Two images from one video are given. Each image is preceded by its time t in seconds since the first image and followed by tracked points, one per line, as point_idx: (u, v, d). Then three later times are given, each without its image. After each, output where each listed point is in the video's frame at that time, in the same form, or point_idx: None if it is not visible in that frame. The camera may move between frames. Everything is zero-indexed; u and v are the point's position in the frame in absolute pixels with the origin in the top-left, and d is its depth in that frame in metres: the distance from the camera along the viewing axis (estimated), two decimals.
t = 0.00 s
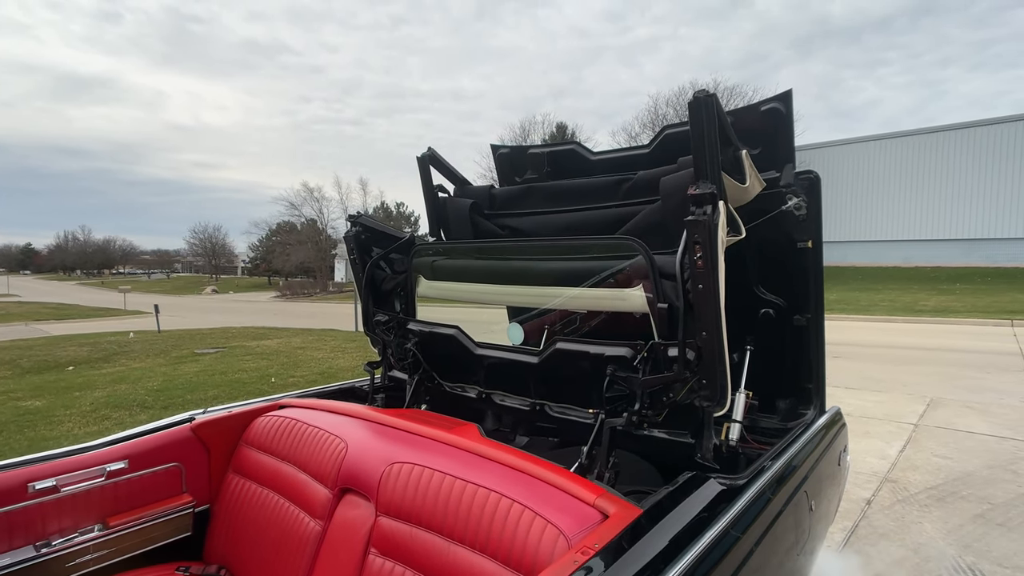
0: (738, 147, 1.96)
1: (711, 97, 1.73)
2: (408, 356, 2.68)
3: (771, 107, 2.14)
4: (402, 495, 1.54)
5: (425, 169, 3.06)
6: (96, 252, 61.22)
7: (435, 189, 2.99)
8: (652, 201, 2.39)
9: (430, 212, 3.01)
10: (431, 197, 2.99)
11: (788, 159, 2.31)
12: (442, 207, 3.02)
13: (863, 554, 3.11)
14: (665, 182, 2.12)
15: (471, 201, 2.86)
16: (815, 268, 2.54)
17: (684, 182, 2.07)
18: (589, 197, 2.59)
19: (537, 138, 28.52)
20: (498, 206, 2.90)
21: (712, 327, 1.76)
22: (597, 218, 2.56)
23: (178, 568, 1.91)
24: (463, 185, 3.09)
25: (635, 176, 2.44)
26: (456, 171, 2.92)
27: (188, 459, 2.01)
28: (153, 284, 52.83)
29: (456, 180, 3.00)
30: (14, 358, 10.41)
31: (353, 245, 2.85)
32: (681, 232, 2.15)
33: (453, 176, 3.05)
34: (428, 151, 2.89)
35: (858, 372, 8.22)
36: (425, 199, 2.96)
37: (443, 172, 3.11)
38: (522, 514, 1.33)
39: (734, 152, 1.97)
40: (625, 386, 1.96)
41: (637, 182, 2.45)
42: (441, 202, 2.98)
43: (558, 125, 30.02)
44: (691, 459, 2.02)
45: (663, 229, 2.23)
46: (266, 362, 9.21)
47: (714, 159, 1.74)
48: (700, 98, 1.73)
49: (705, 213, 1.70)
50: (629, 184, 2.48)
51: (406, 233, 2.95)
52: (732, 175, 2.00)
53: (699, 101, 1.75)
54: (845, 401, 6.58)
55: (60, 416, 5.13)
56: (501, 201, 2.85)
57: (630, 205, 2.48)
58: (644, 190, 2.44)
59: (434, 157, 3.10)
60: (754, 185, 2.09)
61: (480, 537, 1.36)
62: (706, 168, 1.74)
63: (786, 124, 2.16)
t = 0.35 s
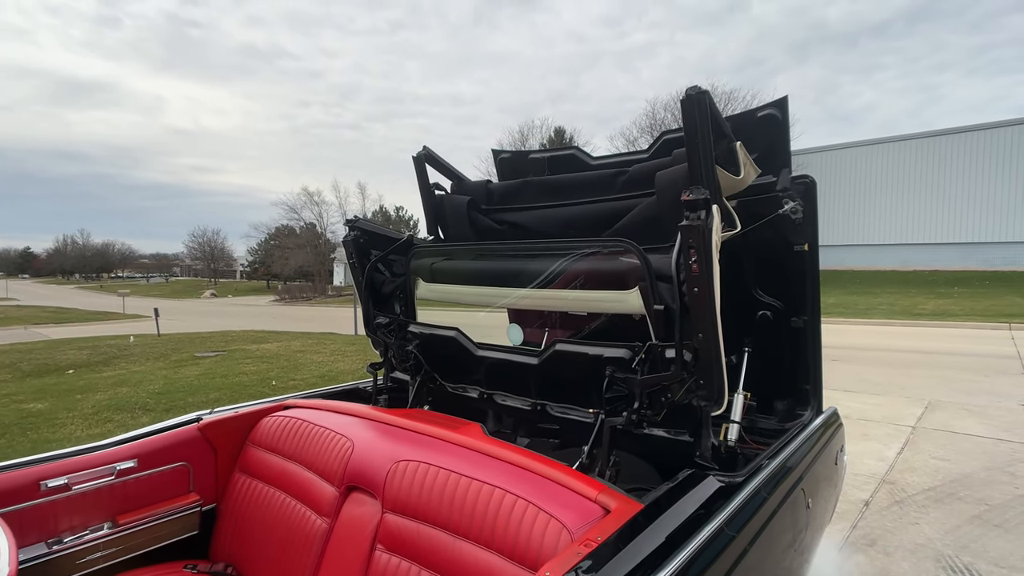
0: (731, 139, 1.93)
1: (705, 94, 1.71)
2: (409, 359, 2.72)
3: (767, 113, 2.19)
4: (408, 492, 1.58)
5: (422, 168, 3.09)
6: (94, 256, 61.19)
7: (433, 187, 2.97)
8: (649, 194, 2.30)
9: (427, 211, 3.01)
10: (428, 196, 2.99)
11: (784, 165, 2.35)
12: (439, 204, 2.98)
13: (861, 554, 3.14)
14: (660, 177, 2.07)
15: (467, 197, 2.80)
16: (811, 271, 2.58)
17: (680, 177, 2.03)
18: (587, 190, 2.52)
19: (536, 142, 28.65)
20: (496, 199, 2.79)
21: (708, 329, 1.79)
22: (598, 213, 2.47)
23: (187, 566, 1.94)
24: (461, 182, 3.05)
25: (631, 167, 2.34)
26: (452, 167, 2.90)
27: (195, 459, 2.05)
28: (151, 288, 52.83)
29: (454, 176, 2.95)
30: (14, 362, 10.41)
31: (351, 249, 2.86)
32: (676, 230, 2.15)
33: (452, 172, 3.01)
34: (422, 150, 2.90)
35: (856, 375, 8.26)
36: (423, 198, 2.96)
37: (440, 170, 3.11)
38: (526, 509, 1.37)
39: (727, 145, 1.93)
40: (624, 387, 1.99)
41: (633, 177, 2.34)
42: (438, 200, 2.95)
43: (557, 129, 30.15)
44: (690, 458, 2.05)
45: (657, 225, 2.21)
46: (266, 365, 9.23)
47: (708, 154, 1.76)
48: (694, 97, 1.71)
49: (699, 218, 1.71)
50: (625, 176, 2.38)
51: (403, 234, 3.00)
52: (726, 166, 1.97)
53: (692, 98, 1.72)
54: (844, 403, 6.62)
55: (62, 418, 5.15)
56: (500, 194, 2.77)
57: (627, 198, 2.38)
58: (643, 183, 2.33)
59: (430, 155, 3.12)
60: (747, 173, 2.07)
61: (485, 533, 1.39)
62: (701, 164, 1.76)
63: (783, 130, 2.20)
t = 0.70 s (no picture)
0: (724, 130, 1.98)
1: (696, 89, 1.74)
2: (412, 359, 2.77)
3: (764, 118, 2.24)
4: (414, 486, 1.62)
5: (419, 166, 3.13)
6: (95, 260, 61.25)
7: (431, 185, 3.02)
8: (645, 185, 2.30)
9: (424, 208, 3.02)
10: (426, 193, 3.03)
11: (780, 169, 2.40)
12: (437, 201, 3.02)
13: (858, 553, 3.18)
14: (654, 171, 2.11)
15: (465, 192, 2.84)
16: (808, 273, 2.62)
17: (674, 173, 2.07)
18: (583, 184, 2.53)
19: (536, 147, 28.77)
20: (493, 194, 2.82)
21: (704, 329, 1.81)
22: (593, 205, 2.48)
23: (196, 561, 1.98)
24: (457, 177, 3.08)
25: (627, 159, 2.35)
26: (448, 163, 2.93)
27: (204, 456, 2.10)
28: (151, 292, 52.85)
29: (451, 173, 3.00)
30: (16, 365, 10.44)
31: (351, 251, 2.91)
32: (672, 223, 2.18)
33: (448, 168, 3.04)
34: (419, 149, 2.94)
35: (855, 378, 8.30)
36: (420, 195, 2.98)
37: (437, 167, 3.15)
38: (529, 500, 1.42)
39: (722, 135, 1.99)
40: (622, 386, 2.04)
41: (629, 168, 2.36)
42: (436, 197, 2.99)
43: (556, 134, 30.28)
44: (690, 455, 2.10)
45: (654, 217, 2.27)
46: (267, 368, 9.28)
47: (702, 149, 1.79)
48: (686, 93, 1.75)
49: (693, 221, 1.73)
50: (622, 168, 2.39)
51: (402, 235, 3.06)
52: (720, 158, 2.03)
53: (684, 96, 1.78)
54: (843, 406, 6.66)
55: (67, 420, 5.19)
56: (496, 189, 2.80)
57: (623, 190, 2.38)
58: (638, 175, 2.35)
59: (427, 154, 3.17)
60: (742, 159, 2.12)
61: (490, 524, 1.44)
62: (695, 159, 1.80)
63: (779, 135, 2.25)
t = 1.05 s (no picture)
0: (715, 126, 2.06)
1: (687, 89, 1.82)
2: (415, 362, 2.82)
3: (759, 127, 2.34)
4: (421, 482, 1.68)
5: (416, 168, 3.20)
6: (96, 266, 61.35)
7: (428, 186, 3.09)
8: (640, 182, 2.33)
9: (423, 208, 3.10)
10: (423, 194, 3.10)
11: (775, 176, 2.47)
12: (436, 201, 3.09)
13: (855, 553, 3.23)
14: (648, 169, 2.16)
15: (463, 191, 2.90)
16: (803, 277, 2.68)
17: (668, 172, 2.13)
18: (579, 181, 2.56)
19: (536, 153, 28.90)
20: (490, 191, 2.87)
21: (698, 330, 1.86)
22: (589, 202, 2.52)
23: (208, 557, 2.04)
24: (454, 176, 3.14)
25: (620, 156, 2.36)
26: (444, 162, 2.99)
27: (215, 455, 2.15)
28: (152, 298, 52.92)
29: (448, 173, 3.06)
30: (19, 370, 10.49)
31: (352, 258, 2.97)
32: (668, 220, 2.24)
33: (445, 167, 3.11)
34: (415, 150, 3.02)
35: (854, 383, 8.35)
36: (418, 196, 3.06)
37: (434, 167, 3.22)
38: (532, 494, 1.48)
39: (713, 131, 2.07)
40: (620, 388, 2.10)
41: (623, 164, 2.37)
42: (434, 198, 3.06)
43: (558, 141, 30.40)
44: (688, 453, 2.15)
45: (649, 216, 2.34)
46: (270, 373, 9.33)
47: (694, 146, 1.88)
48: (678, 94, 1.83)
49: (685, 227, 1.78)
50: (616, 164, 2.40)
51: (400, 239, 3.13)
52: (713, 152, 2.11)
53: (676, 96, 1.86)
54: (842, 411, 6.71)
55: (74, 424, 5.25)
56: (493, 186, 2.86)
57: (618, 186, 2.41)
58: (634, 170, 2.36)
59: (424, 155, 3.23)
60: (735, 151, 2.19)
61: (495, 517, 1.49)
62: (688, 156, 1.88)
63: (775, 142, 2.34)
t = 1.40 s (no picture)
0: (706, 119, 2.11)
1: (675, 91, 1.89)
2: (417, 365, 2.89)
3: (754, 135, 2.39)
4: (425, 480, 1.73)
5: (413, 170, 3.27)
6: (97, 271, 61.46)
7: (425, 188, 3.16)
8: (633, 178, 2.38)
9: (420, 209, 3.18)
10: (421, 196, 3.17)
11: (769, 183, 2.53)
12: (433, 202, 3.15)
13: (852, 554, 3.28)
14: (643, 167, 2.21)
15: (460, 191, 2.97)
16: (798, 282, 2.74)
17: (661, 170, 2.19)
18: (572, 178, 2.61)
19: (536, 159, 29.03)
20: (486, 189, 2.94)
21: (691, 335, 1.91)
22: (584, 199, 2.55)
23: (216, 554, 2.09)
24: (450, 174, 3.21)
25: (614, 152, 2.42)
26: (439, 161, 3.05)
27: (224, 455, 2.21)
28: (153, 303, 52.99)
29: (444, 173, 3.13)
30: (22, 375, 10.53)
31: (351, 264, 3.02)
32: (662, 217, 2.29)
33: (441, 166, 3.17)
34: (411, 152, 3.08)
35: (853, 387, 8.40)
36: (415, 198, 3.14)
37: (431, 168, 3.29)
38: (533, 490, 1.53)
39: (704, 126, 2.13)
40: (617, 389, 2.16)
41: (616, 159, 2.42)
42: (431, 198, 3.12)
43: (558, 147, 30.57)
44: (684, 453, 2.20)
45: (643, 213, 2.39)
46: (272, 378, 9.37)
47: (683, 145, 1.95)
48: (666, 97, 1.90)
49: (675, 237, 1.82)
50: (609, 161, 2.46)
51: (400, 243, 3.20)
52: (704, 147, 2.17)
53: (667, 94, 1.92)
54: (840, 415, 6.76)
55: (79, 428, 5.30)
56: (488, 183, 2.92)
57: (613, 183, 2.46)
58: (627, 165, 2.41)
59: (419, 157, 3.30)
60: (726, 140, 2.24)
61: (497, 512, 1.55)
62: (678, 155, 1.95)
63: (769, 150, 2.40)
